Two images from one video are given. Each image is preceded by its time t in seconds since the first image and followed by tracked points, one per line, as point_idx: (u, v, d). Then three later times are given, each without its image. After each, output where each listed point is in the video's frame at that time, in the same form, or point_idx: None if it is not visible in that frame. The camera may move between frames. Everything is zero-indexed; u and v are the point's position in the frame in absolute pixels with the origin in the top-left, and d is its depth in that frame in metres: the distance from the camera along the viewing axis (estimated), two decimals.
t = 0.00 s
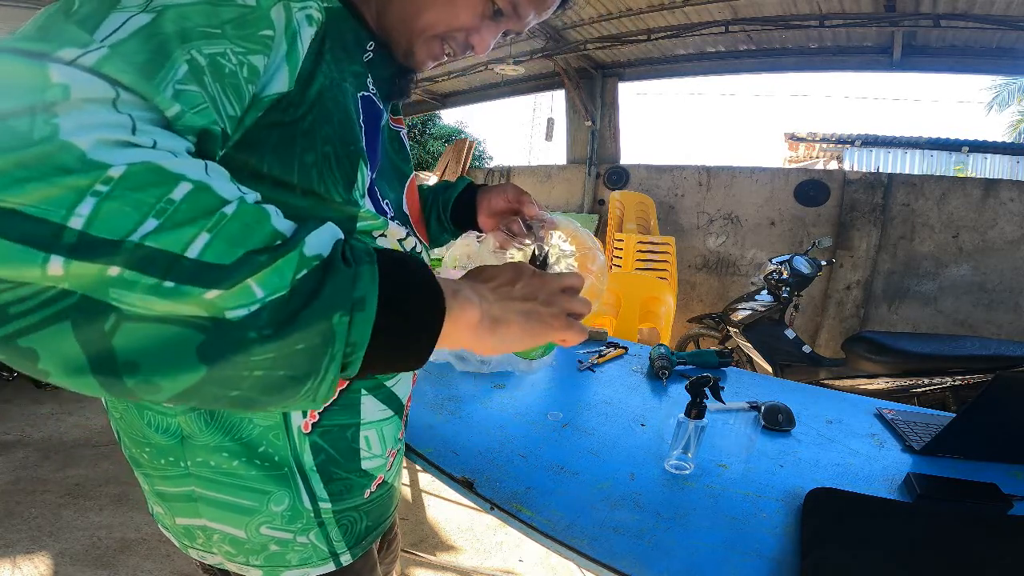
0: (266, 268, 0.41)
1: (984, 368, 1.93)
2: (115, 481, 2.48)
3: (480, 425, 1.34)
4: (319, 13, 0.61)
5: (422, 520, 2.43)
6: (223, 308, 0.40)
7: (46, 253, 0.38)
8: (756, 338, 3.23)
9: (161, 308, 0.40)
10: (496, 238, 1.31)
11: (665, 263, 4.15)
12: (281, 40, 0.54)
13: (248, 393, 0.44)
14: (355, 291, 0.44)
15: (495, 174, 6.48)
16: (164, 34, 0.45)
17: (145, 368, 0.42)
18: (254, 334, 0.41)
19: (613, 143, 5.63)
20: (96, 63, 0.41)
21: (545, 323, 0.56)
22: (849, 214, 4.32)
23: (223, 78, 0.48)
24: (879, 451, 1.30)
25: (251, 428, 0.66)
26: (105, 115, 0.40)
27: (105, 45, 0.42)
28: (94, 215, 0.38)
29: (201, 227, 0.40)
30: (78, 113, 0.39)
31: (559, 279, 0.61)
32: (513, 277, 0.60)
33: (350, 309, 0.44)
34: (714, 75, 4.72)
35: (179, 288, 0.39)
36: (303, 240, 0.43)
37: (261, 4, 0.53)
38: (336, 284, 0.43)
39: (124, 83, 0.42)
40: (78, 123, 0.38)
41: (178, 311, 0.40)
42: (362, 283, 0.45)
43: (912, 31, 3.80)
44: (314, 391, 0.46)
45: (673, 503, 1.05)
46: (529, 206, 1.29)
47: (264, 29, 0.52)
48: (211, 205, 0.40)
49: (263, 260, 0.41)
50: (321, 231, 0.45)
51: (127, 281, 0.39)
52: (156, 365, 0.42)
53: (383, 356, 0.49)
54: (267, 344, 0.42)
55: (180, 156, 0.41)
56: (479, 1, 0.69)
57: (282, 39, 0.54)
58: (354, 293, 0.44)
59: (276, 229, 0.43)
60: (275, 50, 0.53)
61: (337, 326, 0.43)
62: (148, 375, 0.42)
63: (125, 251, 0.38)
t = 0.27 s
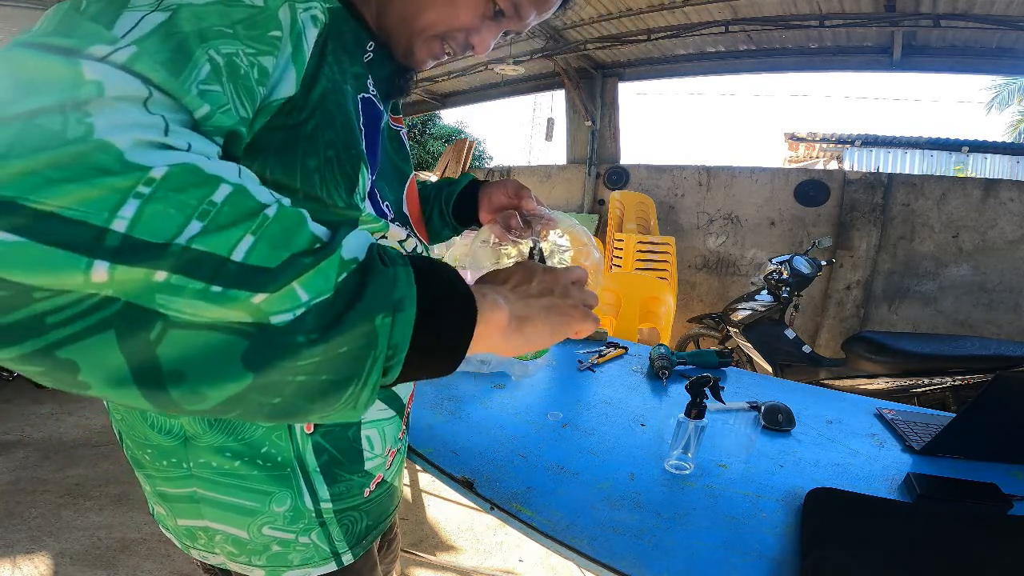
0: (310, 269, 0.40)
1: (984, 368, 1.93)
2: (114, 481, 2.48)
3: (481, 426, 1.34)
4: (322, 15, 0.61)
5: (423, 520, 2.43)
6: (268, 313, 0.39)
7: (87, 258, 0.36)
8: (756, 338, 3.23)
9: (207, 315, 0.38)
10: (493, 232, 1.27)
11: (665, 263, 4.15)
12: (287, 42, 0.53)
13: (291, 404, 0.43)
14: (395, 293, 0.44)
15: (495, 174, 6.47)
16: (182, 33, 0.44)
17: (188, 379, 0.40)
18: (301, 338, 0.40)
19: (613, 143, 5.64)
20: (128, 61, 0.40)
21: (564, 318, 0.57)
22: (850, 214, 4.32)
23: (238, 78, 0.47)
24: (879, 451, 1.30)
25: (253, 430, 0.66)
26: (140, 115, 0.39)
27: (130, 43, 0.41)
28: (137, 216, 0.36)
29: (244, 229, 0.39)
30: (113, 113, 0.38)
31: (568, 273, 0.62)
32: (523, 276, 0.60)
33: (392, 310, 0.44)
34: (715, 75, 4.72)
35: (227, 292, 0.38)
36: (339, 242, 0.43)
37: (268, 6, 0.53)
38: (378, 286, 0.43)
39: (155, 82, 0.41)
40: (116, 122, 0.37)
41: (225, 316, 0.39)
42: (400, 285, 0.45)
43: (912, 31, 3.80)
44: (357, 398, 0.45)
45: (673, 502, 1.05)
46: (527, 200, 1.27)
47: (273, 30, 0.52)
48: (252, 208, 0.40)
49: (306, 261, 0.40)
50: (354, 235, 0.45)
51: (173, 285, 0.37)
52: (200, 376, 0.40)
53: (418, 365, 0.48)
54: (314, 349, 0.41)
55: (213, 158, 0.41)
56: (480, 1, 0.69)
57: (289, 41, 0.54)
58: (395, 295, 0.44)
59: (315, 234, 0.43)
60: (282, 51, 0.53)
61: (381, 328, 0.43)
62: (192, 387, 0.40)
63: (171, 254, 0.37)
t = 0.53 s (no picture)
0: (350, 248, 0.40)
1: (984, 369, 1.93)
2: (114, 481, 2.48)
3: (481, 426, 1.34)
4: (325, 12, 0.61)
5: (422, 520, 2.43)
6: (310, 296, 0.38)
7: (124, 233, 0.34)
8: (756, 338, 3.23)
9: (249, 296, 0.37)
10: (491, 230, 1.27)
11: (665, 263, 4.15)
12: (295, 38, 0.53)
13: (329, 393, 0.41)
14: (431, 277, 0.44)
15: (495, 174, 6.47)
16: (204, 19, 0.44)
17: (226, 367, 0.38)
18: (344, 322, 0.39)
19: (613, 143, 5.64)
20: (162, 38, 0.41)
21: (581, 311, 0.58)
22: (850, 214, 4.32)
23: (252, 70, 0.46)
24: (879, 451, 1.30)
25: (254, 431, 0.66)
26: (175, 91, 0.39)
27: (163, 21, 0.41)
28: (176, 188, 0.35)
29: (285, 207, 0.38)
30: (150, 87, 0.37)
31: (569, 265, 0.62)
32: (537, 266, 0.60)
33: (431, 294, 0.43)
34: (714, 75, 4.72)
35: (270, 270, 0.37)
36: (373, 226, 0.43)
37: None
38: (416, 269, 0.43)
39: (189, 61, 0.41)
40: (153, 97, 0.37)
41: (265, 298, 0.37)
42: (436, 269, 0.44)
43: (912, 31, 3.80)
44: (394, 387, 0.44)
45: (673, 502, 1.05)
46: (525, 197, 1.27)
47: (283, 24, 0.51)
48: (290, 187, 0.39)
49: (347, 241, 0.40)
50: (386, 222, 0.45)
51: (213, 263, 0.35)
52: (238, 364, 0.38)
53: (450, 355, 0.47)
54: (357, 331, 0.39)
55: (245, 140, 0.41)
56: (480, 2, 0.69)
57: (297, 37, 0.53)
58: (433, 278, 0.43)
59: (350, 218, 0.42)
60: (291, 47, 0.52)
61: (421, 311, 0.42)
62: (229, 375, 0.38)
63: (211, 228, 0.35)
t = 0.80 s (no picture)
0: (326, 268, 0.41)
1: (984, 368, 1.93)
2: (114, 481, 2.48)
3: (481, 425, 1.34)
4: (327, 10, 0.61)
5: (422, 520, 2.43)
6: (285, 313, 0.40)
7: (108, 252, 0.36)
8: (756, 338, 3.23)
9: (225, 314, 0.39)
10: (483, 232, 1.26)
11: (665, 263, 4.15)
12: (296, 39, 0.53)
13: (297, 402, 0.44)
14: (405, 294, 0.46)
15: (495, 174, 6.47)
16: (199, 22, 0.44)
17: (199, 378, 0.40)
18: (316, 339, 0.41)
19: (613, 143, 5.64)
20: (153, 44, 0.41)
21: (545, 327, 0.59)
22: (849, 214, 4.32)
23: (249, 71, 0.47)
24: (879, 451, 1.30)
25: (260, 433, 0.66)
26: (161, 101, 0.39)
27: (156, 26, 0.42)
28: (159, 208, 0.37)
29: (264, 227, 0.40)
30: (135, 97, 0.38)
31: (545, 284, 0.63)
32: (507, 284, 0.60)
33: (400, 313, 0.45)
34: (714, 75, 4.72)
35: (247, 290, 0.39)
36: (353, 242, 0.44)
37: None
38: (390, 287, 0.45)
39: (178, 67, 0.42)
40: (138, 109, 0.37)
41: (241, 316, 0.39)
42: (408, 286, 0.46)
43: (912, 31, 3.80)
44: (361, 394, 0.47)
45: (673, 503, 1.05)
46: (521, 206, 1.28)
47: (284, 24, 0.52)
48: (269, 206, 0.41)
49: (323, 261, 0.42)
50: (364, 236, 0.46)
51: (192, 281, 0.38)
52: (212, 375, 0.40)
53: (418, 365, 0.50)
54: (328, 349, 0.42)
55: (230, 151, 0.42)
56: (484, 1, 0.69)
57: (297, 38, 0.54)
58: (404, 296, 0.45)
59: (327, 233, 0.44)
60: (292, 46, 0.53)
61: (391, 329, 0.44)
62: (202, 385, 0.41)
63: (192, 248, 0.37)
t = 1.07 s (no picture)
0: (256, 303, 0.44)
1: (984, 368, 1.93)
2: (114, 481, 2.48)
3: (480, 425, 1.34)
4: (325, 15, 0.60)
5: (422, 520, 2.43)
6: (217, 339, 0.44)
7: (60, 300, 0.40)
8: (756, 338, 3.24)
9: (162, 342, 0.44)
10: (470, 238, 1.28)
11: (665, 263, 4.15)
12: (284, 49, 0.53)
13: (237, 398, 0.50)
14: (332, 312, 0.48)
15: (495, 174, 6.47)
16: (159, 55, 0.44)
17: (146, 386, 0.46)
18: (246, 358, 0.46)
19: (612, 143, 5.64)
20: (88, 105, 0.40)
21: (483, 338, 0.61)
22: (849, 214, 4.32)
23: (220, 96, 0.47)
24: (879, 451, 1.30)
25: (267, 431, 0.66)
26: (97, 155, 0.40)
27: (92, 76, 0.41)
28: (98, 264, 0.40)
29: (197, 269, 0.42)
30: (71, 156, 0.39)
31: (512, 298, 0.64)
32: (473, 285, 0.62)
33: (327, 330, 0.48)
34: (714, 75, 4.72)
35: (182, 325, 0.43)
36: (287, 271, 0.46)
37: (264, 10, 0.52)
38: (318, 308, 0.47)
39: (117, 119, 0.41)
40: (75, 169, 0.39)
41: (180, 342, 0.44)
42: (337, 305, 0.49)
43: (912, 31, 3.80)
44: (296, 387, 0.52)
45: (672, 503, 1.05)
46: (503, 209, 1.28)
47: (268, 38, 0.51)
48: (203, 246, 0.43)
49: (252, 298, 0.44)
50: (302, 253, 0.48)
51: (133, 322, 0.42)
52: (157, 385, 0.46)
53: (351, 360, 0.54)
54: (258, 365, 0.47)
55: (173, 191, 0.43)
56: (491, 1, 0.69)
57: (285, 49, 0.53)
58: (332, 315, 0.48)
59: (262, 259, 0.46)
60: (277, 59, 0.53)
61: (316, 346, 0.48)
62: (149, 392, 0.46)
63: (130, 295, 0.41)
